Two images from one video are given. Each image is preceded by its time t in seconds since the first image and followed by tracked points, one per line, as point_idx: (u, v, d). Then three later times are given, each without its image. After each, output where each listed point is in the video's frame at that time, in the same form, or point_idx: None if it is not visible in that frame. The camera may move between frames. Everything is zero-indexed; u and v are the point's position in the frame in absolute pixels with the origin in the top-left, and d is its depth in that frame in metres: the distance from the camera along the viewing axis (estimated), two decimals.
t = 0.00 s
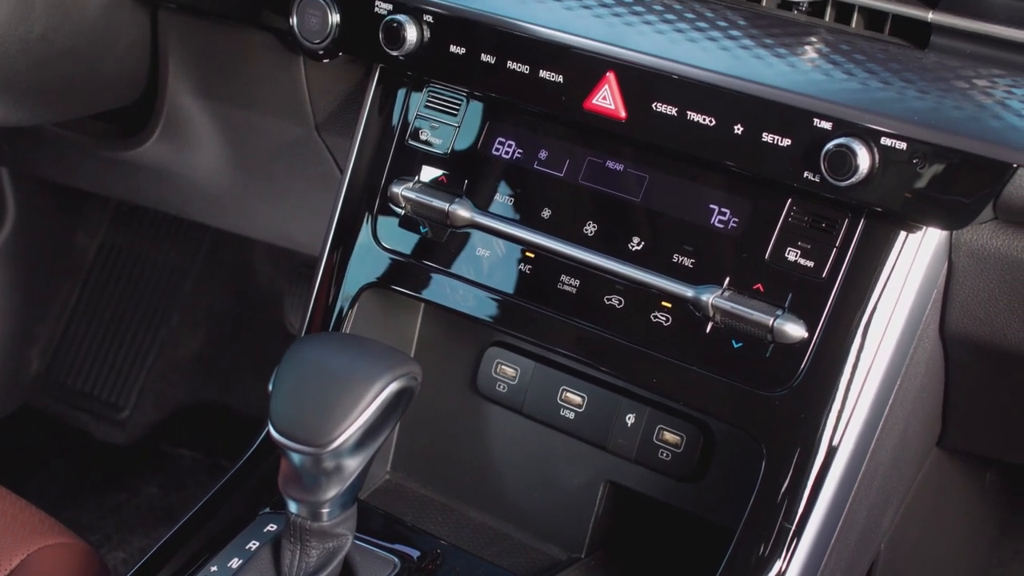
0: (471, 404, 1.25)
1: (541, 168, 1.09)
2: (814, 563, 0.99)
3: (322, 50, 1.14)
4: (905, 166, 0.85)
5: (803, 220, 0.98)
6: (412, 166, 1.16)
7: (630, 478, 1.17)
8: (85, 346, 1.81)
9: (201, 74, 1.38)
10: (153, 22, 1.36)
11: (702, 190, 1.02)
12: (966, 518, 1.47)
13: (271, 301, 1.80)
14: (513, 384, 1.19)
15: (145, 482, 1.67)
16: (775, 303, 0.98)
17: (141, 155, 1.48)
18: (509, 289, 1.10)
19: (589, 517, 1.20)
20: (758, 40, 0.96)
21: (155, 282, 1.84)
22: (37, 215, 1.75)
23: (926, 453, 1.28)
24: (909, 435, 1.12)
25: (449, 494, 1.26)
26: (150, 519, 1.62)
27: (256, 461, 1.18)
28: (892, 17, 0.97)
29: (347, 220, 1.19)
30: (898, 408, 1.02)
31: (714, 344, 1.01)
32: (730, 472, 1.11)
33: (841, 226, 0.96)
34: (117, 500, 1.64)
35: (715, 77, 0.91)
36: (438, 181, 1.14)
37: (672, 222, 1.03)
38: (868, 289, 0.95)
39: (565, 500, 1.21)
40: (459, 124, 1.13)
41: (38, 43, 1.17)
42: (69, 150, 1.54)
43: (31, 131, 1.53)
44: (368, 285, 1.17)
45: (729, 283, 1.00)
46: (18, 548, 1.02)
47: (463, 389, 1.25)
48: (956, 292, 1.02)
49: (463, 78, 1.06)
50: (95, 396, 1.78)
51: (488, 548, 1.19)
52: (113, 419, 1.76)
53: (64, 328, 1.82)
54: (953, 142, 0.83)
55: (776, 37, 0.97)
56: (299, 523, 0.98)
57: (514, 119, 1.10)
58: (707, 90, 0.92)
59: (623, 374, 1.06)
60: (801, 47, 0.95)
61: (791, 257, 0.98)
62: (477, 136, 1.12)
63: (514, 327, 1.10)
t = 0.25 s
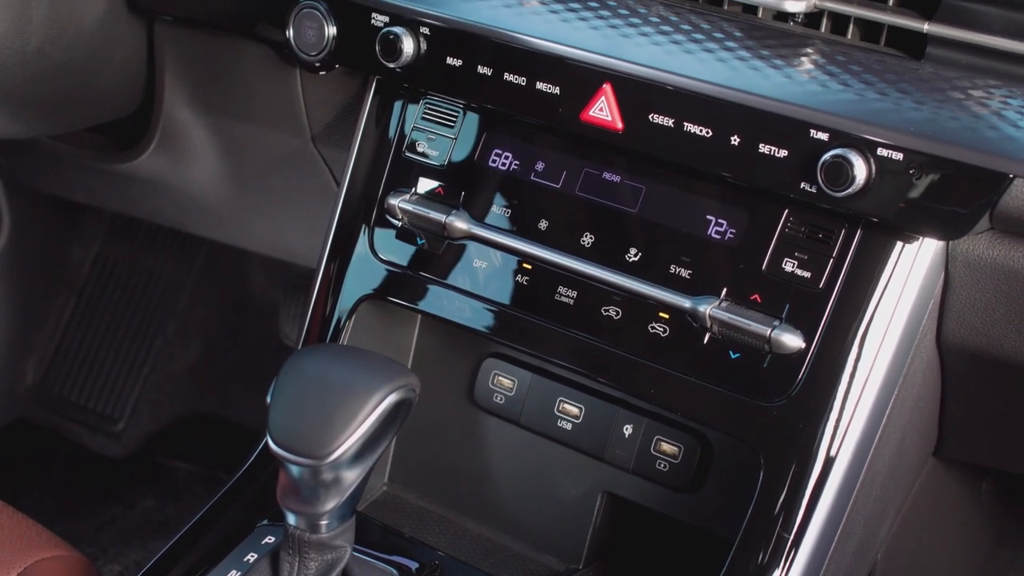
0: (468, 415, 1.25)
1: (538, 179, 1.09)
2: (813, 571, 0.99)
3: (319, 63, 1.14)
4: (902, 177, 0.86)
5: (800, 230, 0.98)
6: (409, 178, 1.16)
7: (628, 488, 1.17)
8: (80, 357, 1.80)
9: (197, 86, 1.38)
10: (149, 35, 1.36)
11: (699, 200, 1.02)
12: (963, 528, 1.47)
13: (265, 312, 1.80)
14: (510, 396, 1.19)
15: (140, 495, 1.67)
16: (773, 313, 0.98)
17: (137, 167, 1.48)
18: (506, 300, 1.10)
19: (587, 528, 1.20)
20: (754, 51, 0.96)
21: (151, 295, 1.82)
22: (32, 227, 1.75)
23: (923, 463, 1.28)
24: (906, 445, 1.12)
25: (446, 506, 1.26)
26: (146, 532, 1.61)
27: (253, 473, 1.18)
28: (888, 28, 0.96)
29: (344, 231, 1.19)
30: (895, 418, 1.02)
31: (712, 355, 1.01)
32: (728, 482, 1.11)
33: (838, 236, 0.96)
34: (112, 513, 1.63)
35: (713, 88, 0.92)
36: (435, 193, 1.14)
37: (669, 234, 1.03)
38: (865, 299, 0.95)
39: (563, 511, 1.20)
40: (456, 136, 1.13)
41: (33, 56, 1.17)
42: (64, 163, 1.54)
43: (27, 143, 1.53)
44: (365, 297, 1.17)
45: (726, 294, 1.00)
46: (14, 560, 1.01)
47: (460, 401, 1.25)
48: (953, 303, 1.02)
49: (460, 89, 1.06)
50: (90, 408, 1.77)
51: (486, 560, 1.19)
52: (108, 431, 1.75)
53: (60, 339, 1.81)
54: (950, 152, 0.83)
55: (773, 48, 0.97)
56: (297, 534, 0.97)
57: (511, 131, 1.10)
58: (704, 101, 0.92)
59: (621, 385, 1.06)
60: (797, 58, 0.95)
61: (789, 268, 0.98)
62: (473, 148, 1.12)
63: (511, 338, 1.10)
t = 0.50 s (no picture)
0: (465, 427, 1.24)
1: (534, 192, 1.09)
2: None
3: (315, 76, 1.14)
4: (898, 188, 0.86)
5: (796, 242, 0.98)
6: (405, 191, 1.16)
7: (625, 500, 1.17)
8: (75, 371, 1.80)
9: (192, 100, 1.37)
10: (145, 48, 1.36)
11: (695, 213, 1.02)
12: (960, 538, 1.47)
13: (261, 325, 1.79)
14: (507, 408, 1.18)
15: (135, 509, 1.66)
16: (769, 325, 0.98)
17: (133, 181, 1.48)
18: (502, 312, 1.10)
19: (584, 540, 1.19)
20: (749, 63, 0.96)
21: (145, 308, 1.82)
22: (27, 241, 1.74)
23: (920, 474, 1.28)
24: (903, 456, 1.12)
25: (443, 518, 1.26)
26: (140, 547, 1.60)
27: (250, 486, 1.17)
28: (883, 41, 0.97)
29: (340, 244, 1.19)
30: (892, 429, 1.02)
31: (709, 367, 1.01)
32: (725, 493, 1.11)
33: (835, 247, 0.96)
34: (107, 526, 1.63)
35: (709, 101, 0.92)
36: (431, 206, 1.14)
37: (665, 246, 1.03)
38: (862, 311, 0.95)
39: (560, 524, 1.20)
40: (452, 149, 1.13)
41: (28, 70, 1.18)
42: (59, 177, 1.54)
43: (22, 157, 1.53)
44: (361, 309, 1.17)
45: (723, 306, 1.00)
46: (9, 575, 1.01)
47: (457, 413, 1.25)
48: (949, 314, 1.03)
49: (456, 102, 1.06)
50: (85, 422, 1.77)
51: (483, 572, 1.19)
52: (102, 445, 1.75)
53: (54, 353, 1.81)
54: (946, 164, 0.83)
55: (769, 60, 0.97)
56: (295, 548, 0.97)
57: (507, 143, 1.10)
58: (700, 113, 0.92)
59: (618, 397, 1.06)
60: (793, 70, 0.95)
61: (785, 279, 0.98)
62: (469, 161, 1.12)
63: (508, 350, 1.10)
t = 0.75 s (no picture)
0: (462, 438, 1.24)
1: (531, 203, 1.09)
2: None
3: (311, 88, 1.14)
4: (894, 198, 0.86)
5: (792, 252, 0.98)
6: (401, 202, 1.16)
7: (622, 511, 1.16)
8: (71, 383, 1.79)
9: (188, 111, 1.37)
10: (140, 60, 1.36)
11: (691, 223, 1.02)
12: (956, 547, 1.47)
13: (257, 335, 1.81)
14: (504, 419, 1.18)
15: (130, 521, 1.63)
16: (767, 335, 0.98)
17: (128, 193, 1.48)
18: (499, 323, 1.10)
19: (582, 551, 1.19)
20: (745, 74, 0.96)
21: (141, 319, 1.81)
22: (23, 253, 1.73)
23: (917, 483, 1.27)
24: (899, 465, 1.12)
25: (441, 530, 1.26)
26: (137, 557, 1.57)
27: (247, 498, 1.17)
28: (877, 51, 0.96)
29: (337, 256, 1.19)
30: (889, 438, 1.02)
31: (706, 377, 1.01)
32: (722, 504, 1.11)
33: (831, 257, 0.96)
34: (103, 538, 1.59)
35: (706, 112, 0.92)
36: (428, 217, 1.14)
37: (662, 256, 1.03)
38: (858, 320, 0.95)
39: (558, 534, 1.20)
40: (449, 160, 1.13)
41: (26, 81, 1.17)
42: (55, 189, 1.53)
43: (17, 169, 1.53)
44: (357, 321, 1.17)
45: (720, 316, 1.00)
46: None
47: (454, 425, 1.24)
48: (946, 324, 1.03)
49: (453, 114, 1.06)
50: (80, 434, 1.76)
51: None
52: (97, 456, 1.73)
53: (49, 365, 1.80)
54: (942, 174, 0.84)
55: (765, 71, 0.97)
56: (294, 560, 0.97)
57: (503, 155, 1.10)
58: (697, 124, 0.92)
59: (615, 408, 1.06)
60: (789, 81, 0.95)
61: (782, 289, 0.98)
62: (466, 172, 1.12)
63: (505, 361, 1.10)
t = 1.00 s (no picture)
0: (459, 451, 1.24)
1: (527, 216, 1.09)
2: None
3: (306, 101, 1.14)
4: (889, 209, 0.86)
5: (788, 264, 0.98)
6: (397, 215, 1.16)
7: (619, 523, 1.16)
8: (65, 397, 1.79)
9: (183, 125, 1.37)
10: (136, 74, 1.36)
11: (687, 235, 1.02)
12: (953, 558, 1.46)
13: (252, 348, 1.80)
14: (501, 431, 1.18)
15: (125, 536, 1.60)
16: (763, 346, 0.98)
17: (123, 207, 1.47)
18: (496, 336, 1.10)
19: (579, 563, 1.19)
20: (741, 86, 0.97)
21: (135, 333, 1.81)
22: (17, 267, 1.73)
23: (913, 494, 1.27)
24: (896, 476, 1.12)
25: (437, 542, 1.25)
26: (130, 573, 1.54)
27: (243, 512, 1.17)
28: (873, 63, 0.96)
29: (333, 269, 1.19)
30: (886, 449, 1.03)
31: (703, 389, 1.01)
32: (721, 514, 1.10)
33: (827, 269, 0.96)
34: (97, 553, 1.57)
35: (702, 124, 0.92)
36: (424, 230, 1.14)
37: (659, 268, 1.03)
38: (854, 332, 0.95)
39: (555, 547, 1.19)
40: (444, 173, 1.13)
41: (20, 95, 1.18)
42: (49, 203, 1.53)
43: (11, 182, 1.53)
44: (354, 334, 1.17)
45: (716, 328, 1.00)
46: None
47: (450, 437, 1.24)
48: (942, 335, 1.03)
49: (449, 127, 1.06)
50: (74, 448, 1.75)
51: None
52: (91, 471, 1.72)
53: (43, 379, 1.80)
54: (938, 185, 0.84)
55: (760, 83, 0.97)
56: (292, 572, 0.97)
57: (499, 168, 1.10)
58: (692, 136, 0.93)
59: (612, 420, 1.05)
60: (784, 93, 0.95)
61: (778, 301, 0.98)
62: (461, 185, 1.12)
63: (502, 373, 1.10)
